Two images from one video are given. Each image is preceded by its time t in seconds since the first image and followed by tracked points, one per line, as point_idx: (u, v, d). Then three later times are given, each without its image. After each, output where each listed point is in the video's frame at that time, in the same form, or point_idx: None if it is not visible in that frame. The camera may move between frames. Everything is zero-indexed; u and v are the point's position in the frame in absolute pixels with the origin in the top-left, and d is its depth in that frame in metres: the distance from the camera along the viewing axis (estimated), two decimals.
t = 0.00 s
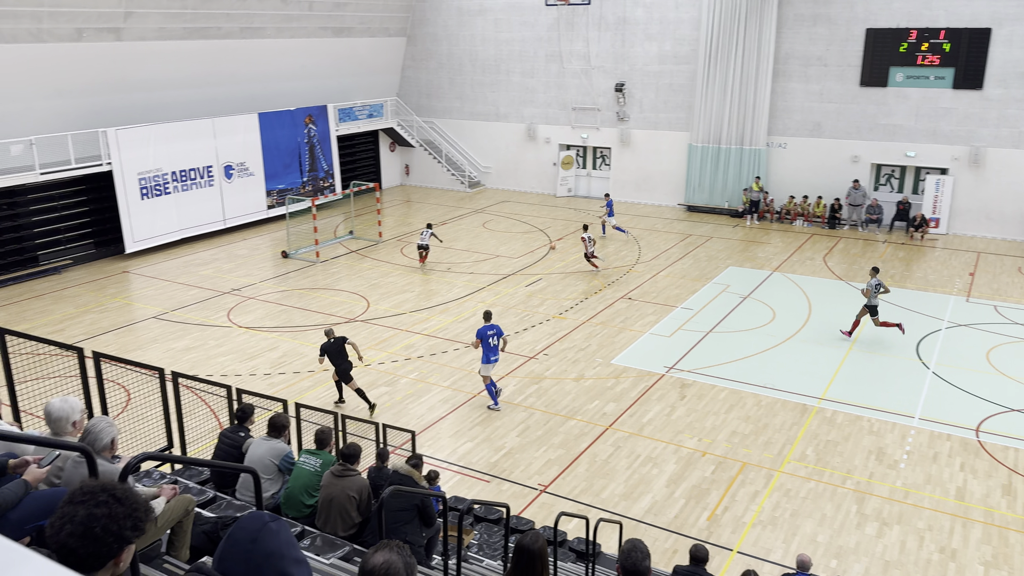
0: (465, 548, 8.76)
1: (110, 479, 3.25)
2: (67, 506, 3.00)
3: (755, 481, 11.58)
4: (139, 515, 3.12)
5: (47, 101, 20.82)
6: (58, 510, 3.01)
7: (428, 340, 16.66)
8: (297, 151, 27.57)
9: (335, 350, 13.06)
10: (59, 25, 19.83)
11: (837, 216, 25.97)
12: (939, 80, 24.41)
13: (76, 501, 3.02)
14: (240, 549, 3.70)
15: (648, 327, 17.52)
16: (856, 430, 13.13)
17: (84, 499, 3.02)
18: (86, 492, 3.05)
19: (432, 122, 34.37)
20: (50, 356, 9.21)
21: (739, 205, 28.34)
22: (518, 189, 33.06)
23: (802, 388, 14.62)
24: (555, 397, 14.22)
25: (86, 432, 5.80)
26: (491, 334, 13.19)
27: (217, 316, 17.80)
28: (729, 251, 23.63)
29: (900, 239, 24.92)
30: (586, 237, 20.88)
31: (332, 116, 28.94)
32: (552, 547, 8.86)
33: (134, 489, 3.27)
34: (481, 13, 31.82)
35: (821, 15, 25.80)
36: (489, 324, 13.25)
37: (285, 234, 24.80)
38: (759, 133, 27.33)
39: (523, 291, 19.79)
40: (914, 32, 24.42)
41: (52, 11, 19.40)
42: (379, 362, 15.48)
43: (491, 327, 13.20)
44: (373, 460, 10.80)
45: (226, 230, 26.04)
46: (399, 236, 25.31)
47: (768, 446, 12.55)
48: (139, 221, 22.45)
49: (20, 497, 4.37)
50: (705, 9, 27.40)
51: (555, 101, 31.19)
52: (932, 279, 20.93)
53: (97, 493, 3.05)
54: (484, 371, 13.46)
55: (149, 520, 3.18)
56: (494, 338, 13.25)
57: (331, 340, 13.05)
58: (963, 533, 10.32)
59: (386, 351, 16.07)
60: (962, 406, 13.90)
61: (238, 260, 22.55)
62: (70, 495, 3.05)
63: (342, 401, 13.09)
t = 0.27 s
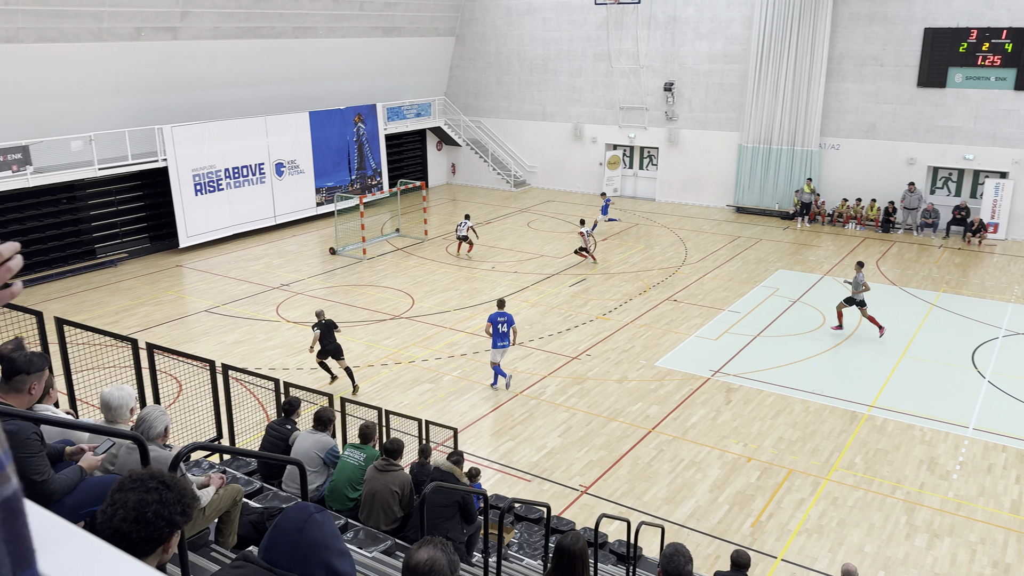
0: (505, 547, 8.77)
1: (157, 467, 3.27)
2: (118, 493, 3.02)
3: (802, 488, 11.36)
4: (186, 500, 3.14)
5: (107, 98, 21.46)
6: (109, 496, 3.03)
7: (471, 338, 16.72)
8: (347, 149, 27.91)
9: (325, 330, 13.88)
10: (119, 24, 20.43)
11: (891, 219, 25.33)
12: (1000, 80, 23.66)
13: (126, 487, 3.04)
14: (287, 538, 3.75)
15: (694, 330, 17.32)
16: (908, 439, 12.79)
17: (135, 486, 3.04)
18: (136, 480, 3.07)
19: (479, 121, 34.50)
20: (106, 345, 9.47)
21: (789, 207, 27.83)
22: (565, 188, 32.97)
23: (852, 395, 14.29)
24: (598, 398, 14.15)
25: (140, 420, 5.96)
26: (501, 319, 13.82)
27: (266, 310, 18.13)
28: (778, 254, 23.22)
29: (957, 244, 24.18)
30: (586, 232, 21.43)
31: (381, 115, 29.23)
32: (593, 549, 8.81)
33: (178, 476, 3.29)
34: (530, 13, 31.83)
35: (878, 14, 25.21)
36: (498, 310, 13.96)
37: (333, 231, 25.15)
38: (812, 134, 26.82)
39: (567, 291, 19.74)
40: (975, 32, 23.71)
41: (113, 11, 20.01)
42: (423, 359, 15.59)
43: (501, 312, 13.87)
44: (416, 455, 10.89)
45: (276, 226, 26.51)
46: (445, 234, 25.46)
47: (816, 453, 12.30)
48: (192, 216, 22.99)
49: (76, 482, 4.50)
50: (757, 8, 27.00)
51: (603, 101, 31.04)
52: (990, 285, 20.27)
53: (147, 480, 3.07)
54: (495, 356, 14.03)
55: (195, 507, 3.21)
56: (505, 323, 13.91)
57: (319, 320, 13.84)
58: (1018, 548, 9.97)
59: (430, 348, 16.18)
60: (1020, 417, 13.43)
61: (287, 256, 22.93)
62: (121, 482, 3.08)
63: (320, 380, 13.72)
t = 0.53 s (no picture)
0: (536, 546, 8.77)
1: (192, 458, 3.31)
2: (157, 483, 3.06)
3: (838, 494, 11.18)
4: (221, 490, 3.17)
5: (150, 96, 21.89)
6: (148, 486, 3.07)
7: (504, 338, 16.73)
8: (383, 148, 28.11)
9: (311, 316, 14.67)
10: (162, 24, 20.82)
11: (934, 222, 24.79)
12: None
13: (164, 478, 3.08)
14: (320, 531, 3.78)
15: (729, 332, 17.14)
16: (949, 447, 12.51)
17: (173, 476, 3.08)
18: (173, 470, 3.11)
19: (514, 121, 34.51)
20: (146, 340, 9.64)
21: (829, 208, 27.39)
22: (600, 188, 32.84)
23: (890, 401, 14.02)
24: (630, 399, 14.07)
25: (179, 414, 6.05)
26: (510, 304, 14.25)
27: (301, 306, 18.33)
28: (816, 256, 22.88)
29: (1002, 248, 23.58)
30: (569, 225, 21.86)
31: (417, 114, 29.39)
32: (624, 550, 8.76)
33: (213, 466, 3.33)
34: (566, 12, 31.77)
35: (922, 12, 24.70)
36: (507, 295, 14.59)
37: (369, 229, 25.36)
38: (853, 134, 26.37)
39: (600, 292, 19.67)
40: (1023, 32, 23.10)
41: (156, 11, 20.40)
42: (456, 357, 15.64)
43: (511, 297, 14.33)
44: (447, 453, 10.93)
45: (312, 224, 26.80)
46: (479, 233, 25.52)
47: (853, 459, 12.10)
48: (231, 214, 23.35)
49: (116, 472, 4.59)
50: (798, 7, 26.63)
51: (639, 100, 30.86)
52: None
53: (183, 470, 3.11)
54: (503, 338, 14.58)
55: (230, 497, 3.24)
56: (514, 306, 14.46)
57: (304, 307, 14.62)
58: None
59: (463, 346, 16.23)
60: None
61: (323, 253, 23.17)
62: (158, 472, 3.12)
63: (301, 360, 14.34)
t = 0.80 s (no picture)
0: (558, 546, 8.75)
1: (217, 453, 3.34)
2: (183, 477, 3.09)
3: (864, 498, 11.04)
4: (246, 485, 3.20)
5: (179, 95, 22.14)
6: (174, 480, 3.10)
7: (527, 337, 16.72)
8: (408, 148, 28.21)
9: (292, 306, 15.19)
10: (191, 24, 21.06)
11: (964, 224, 24.37)
12: None
13: (190, 472, 3.11)
14: (343, 528, 3.80)
15: (754, 334, 17.00)
16: (978, 452, 12.30)
17: (198, 470, 3.10)
18: (199, 464, 3.14)
19: (539, 121, 34.47)
20: (174, 336, 9.74)
21: (857, 210, 27.03)
22: (624, 188, 32.70)
23: (918, 405, 13.82)
24: (653, 400, 13.99)
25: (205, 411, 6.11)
26: (516, 294, 14.85)
27: (326, 304, 18.46)
28: (844, 258, 22.61)
29: None
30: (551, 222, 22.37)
31: (441, 114, 29.47)
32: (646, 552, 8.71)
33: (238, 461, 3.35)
34: (592, 11, 31.68)
35: (954, 11, 24.30)
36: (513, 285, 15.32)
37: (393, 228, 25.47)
38: (882, 134, 26.02)
39: (624, 292, 19.59)
40: None
41: (185, 11, 20.64)
42: (479, 356, 15.66)
43: (516, 287, 14.93)
44: (470, 452, 10.94)
45: (337, 222, 26.97)
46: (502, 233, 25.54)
47: (879, 464, 11.93)
48: (258, 212, 23.58)
49: (143, 467, 4.66)
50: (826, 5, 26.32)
51: (664, 100, 30.68)
52: None
53: (210, 464, 3.14)
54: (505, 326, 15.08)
55: (254, 492, 3.27)
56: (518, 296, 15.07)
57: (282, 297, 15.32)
58: None
59: (486, 345, 16.25)
60: None
61: (348, 252, 23.31)
62: (184, 467, 3.14)
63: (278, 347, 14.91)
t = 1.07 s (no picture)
0: (570, 546, 8.75)
1: (231, 451, 3.35)
2: (198, 475, 3.10)
3: (878, 500, 10.96)
4: (260, 483, 3.22)
5: (194, 95, 22.27)
6: (188, 478, 3.11)
7: (539, 337, 16.72)
8: (421, 147, 28.26)
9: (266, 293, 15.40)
10: (206, 24, 21.17)
11: (980, 224, 24.16)
12: None
13: (205, 469, 3.12)
14: (356, 526, 3.81)
15: (768, 334, 16.92)
16: (994, 454, 12.18)
17: (213, 468, 3.12)
18: (213, 462, 3.15)
19: (552, 120, 34.44)
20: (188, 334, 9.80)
21: (872, 210, 26.83)
22: (636, 188, 32.61)
23: (933, 407, 13.71)
24: (665, 401, 13.96)
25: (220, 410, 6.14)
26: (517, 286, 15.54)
27: (338, 304, 18.52)
28: (858, 258, 22.46)
29: None
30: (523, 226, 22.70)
31: (455, 113, 29.51)
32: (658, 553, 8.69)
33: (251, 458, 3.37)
34: (606, 11, 31.62)
35: (971, 10, 24.10)
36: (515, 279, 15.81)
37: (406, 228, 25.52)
38: (898, 134, 25.83)
39: (637, 292, 19.55)
40: None
41: (200, 11, 20.75)
42: (491, 356, 15.67)
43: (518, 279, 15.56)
44: (481, 451, 10.95)
45: (350, 221, 27.05)
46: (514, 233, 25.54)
47: (894, 466, 11.84)
48: (272, 211, 23.69)
49: (157, 464, 4.70)
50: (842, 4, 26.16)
51: (678, 99, 30.59)
52: None
53: (223, 462, 3.15)
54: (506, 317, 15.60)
55: (267, 490, 3.28)
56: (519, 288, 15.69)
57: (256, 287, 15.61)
58: None
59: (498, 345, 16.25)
60: None
61: (361, 251, 23.38)
62: (198, 465, 3.15)
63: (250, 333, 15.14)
